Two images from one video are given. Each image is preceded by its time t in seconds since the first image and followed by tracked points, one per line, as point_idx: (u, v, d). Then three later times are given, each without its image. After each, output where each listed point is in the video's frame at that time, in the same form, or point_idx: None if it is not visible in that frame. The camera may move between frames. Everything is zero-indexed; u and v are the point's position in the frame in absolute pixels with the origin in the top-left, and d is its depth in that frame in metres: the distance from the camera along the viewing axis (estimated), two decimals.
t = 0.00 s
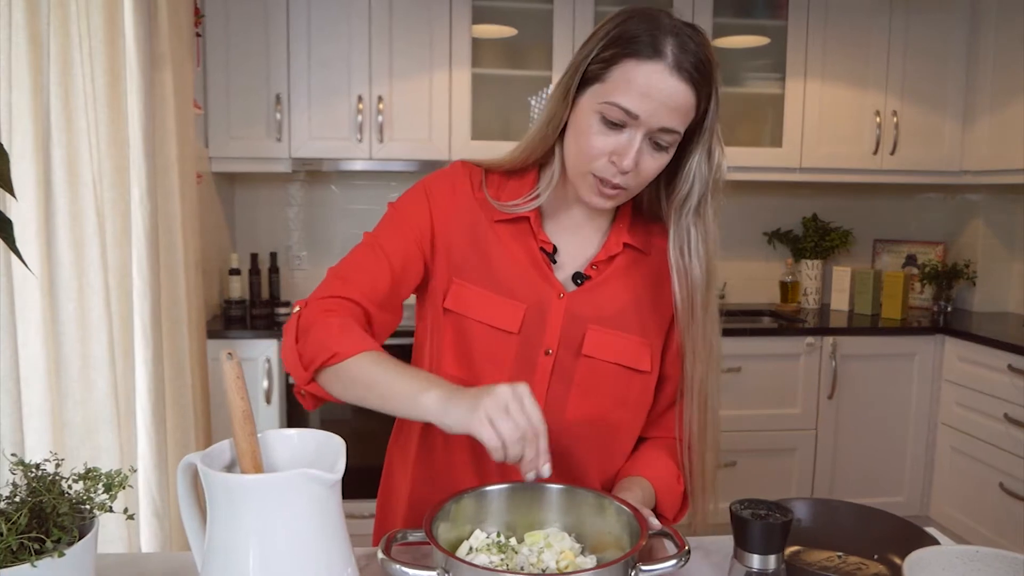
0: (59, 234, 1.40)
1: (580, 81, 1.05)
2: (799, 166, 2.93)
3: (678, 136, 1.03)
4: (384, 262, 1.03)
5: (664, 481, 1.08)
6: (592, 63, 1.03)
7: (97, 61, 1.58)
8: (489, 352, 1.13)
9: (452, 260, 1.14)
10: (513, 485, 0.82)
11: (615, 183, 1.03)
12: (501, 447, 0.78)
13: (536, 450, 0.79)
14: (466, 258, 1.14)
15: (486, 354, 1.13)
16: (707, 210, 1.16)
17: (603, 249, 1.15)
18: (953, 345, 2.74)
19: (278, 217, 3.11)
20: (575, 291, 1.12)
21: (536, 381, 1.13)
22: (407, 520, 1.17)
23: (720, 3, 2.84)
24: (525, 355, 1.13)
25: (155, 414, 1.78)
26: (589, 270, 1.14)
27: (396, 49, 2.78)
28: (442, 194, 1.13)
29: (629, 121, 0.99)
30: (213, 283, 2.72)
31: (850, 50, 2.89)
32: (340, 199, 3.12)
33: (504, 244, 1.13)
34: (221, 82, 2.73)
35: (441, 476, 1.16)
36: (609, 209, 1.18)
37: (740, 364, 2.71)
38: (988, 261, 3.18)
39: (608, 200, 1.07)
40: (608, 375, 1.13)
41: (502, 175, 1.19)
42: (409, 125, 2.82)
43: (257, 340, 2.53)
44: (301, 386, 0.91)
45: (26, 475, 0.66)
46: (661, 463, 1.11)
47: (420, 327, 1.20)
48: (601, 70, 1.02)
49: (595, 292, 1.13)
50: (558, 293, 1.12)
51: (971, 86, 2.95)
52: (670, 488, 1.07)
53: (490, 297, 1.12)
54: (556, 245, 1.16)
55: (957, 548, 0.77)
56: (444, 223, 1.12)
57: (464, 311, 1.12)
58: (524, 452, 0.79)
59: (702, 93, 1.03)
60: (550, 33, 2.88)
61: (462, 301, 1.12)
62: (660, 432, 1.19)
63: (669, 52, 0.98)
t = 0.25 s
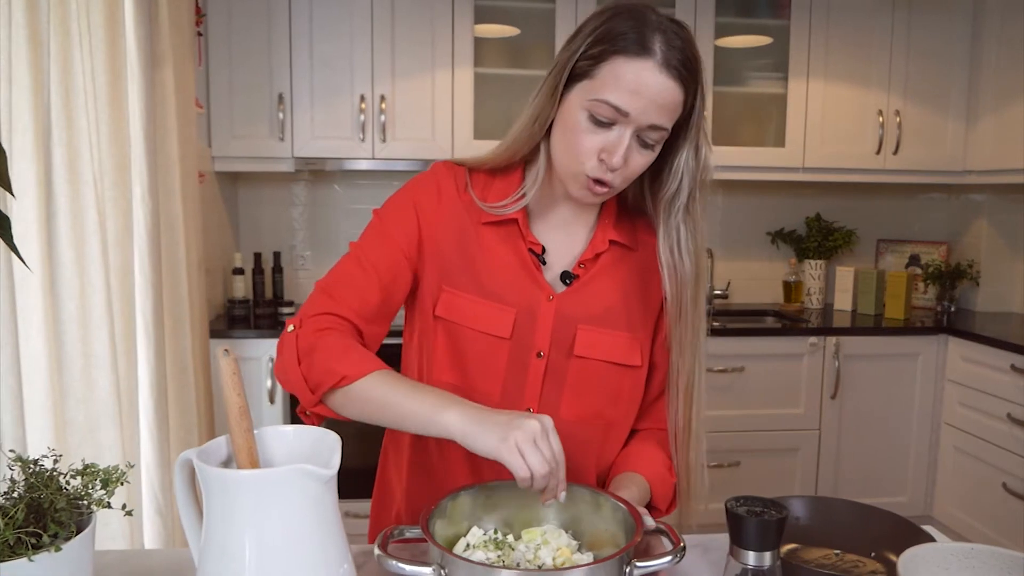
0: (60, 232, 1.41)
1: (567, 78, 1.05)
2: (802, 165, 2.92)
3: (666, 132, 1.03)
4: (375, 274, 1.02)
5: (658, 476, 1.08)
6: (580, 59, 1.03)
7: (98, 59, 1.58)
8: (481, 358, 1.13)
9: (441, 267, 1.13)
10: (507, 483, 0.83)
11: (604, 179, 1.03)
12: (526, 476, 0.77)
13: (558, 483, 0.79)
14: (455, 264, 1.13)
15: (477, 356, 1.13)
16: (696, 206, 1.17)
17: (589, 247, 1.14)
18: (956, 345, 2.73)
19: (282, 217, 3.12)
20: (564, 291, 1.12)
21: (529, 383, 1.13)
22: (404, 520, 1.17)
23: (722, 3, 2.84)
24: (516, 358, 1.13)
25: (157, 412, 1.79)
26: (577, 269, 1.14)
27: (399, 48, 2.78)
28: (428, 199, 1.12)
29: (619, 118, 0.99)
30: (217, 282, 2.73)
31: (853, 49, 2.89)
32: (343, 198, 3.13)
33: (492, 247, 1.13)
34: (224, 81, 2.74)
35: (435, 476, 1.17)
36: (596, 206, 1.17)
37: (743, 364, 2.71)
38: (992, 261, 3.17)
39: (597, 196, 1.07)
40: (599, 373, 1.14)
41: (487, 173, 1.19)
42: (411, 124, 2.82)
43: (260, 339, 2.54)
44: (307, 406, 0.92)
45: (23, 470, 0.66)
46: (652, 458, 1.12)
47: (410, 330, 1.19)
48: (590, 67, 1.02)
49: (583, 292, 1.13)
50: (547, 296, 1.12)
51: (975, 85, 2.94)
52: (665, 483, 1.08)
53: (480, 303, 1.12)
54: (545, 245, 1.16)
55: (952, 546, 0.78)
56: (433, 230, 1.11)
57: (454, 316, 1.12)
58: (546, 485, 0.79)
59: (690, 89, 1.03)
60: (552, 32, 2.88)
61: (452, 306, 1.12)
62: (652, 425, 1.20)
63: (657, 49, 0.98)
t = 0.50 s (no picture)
0: (62, 229, 1.41)
1: (554, 76, 1.05)
2: (805, 165, 2.92)
3: (653, 130, 1.03)
4: (375, 277, 1.02)
5: (654, 471, 1.09)
6: (568, 57, 1.03)
7: (100, 58, 1.59)
8: (477, 359, 1.13)
9: (435, 271, 1.13)
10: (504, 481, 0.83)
11: (593, 177, 1.03)
12: (507, 481, 0.73)
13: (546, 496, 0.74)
14: (450, 266, 1.13)
15: (473, 357, 1.13)
16: (680, 202, 1.18)
17: (580, 246, 1.15)
18: (960, 345, 2.73)
19: (285, 217, 3.12)
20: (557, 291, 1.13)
21: (525, 383, 1.13)
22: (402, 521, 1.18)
23: (725, 2, 2.83)
24: (511, 359, 1.13)
25: (160, 410, 1.80)
26: (568, 268, 1.15)
27: (401, 48, 2.79)
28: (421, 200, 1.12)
29: (607, 116, 0.99)
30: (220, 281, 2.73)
31: (856, 48, 2.88)
32: (347, 198, 3.14)
33: (485, 248, 1.13)
34: (227, 81, 2.74)
35: (431, 477, 1.17)
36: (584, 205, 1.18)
37: (746, 364, 2.70)
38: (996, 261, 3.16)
39: (585, 193, 1.07)
40: (594, 371, 1.14)
41: (476, 174, 1.19)
42: (414, 124, 2.83)
43: (263, 338, 2.54)
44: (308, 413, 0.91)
45: (22, 467, 0.67)
46: (647, 453, 1.12)
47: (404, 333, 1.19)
48: (577, 65, 1.02)
49: (575, 290, 1.13)
50: (541, 296, 1.12)
51: (979, 84, 2.93)
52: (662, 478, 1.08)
53: (476, 304, 1.12)
54: (537, 245, 1.16)
55: (947, 544, 0.79)
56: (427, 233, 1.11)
57: (450, 318, 1.12)
58: (528, 495, 0.74)
59: (677, 87, 1.04)
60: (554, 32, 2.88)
61: (448, 308, 1.12)
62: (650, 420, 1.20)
63: (644, 47, 0.98)
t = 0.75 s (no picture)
0: (66, 227, 1.42)
1: (553, 74, 1.05)
2: (809, 165, 2.91)
3: (651, 129, 1.03)
4: (355, 267, 1.02)
5: (653, 469, 1.09)
6: (566, 56, 1.03)
7: (103, 58, 1.60)
8: (474, 355, 1.13)
9: (433, 265, 1.13)
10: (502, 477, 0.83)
11: (591, 176, 1.03)
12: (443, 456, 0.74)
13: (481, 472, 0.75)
14: (448, 262, 1.13)
15: (470, 353, 1.13)
16: (681, 201, 1.18)
17: (579, 243, 1.15)
18: (963, 345, 2.72)
19: (289, 216, 3.13)
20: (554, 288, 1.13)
21: (522, 379, 1.14)
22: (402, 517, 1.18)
23: (729, 2, 2.83)
24: (509, 355, 1.13)
25: (163, 408, 1.80)
26: (567, 265, 1.15)
27: (404, 48, 2.79)
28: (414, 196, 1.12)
29: (605, 114, 0.99)
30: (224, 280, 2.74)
31: (860, 48, 2.87)
32: (350, 197, 3.14)
33: (483, 244, 1.13)
34: (231, 81, 2.75)
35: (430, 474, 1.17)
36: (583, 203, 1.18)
37: (748, 363, 2.70)
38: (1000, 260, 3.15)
39: (583, 192, 1.07)
40: (592, 368, 1.14)
41: (475, 171, 1.19)
42: (417, 124, 2.83)
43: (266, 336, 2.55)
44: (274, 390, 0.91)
45: (22, 462, 0.67)
46: (646, 451, 1.12)
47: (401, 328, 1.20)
48: (576, 64, 1.02)
49: (573, 286, 1.13)
50: (539, 293, 1.12)
51: (983, 83, 2.92)
52: (662, 478, 1.08)
53: (473, 301, 1.12)
54: (535, 242, 1.16)
55: (947, 542, 0.78)
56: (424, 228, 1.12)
57: (448, 315, 1.13)
58: (463, 471, 0.75)
59: (675, 86, 1.04)
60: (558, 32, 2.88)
61: (445, 304, 1.12)
62: (648, 417, 1.20)
63: (643, 46, 0.98)
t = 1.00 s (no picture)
0: (70, 226, 1.43)
1: (552, 74, 1.06)
2: (812, 164, 2.91)
3: (650, 126, 1.03)
4: (369, 279, 1.03)
5: (653, 467, 1.09)
6: (564, 55, 1.04)
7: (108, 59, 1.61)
8: (474, 355, 1.14)
9: (432, 267, 1.14)
10: (502, 475, 0.83)
11: (590, 174, 1.04)
12: (504, 443, 0.77)
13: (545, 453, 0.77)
14: (447, 263, 1.14)
15: (470, 353, 1.14)
16: (680, 199, 1.18)
17: (578, 241, 1.15)
18: (966, 345, 2.71)
19: (292, 214, 3.14)
20: (553, 287, 1.13)
21: (522, 378, 1.14)
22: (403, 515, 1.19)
23: (732, 2, 2.82)
24: (508, 355, 1.14)
25: (166, 406, 1.82)
26: (565, 264, 1.15)
27: (408, 48, 2.80)
28: (415, 199, 1.13)
29: (603, 113, 1.00)
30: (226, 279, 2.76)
31: (864, 48, 2.87)
32: (353, 196, 3.15)
33: (482, 244, 1.14)
34: (235, 81, 2.76)
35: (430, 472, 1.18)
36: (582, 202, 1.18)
37: (750, 363, 2.70)
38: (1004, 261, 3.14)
39: (583, 190, 1.07)
40: (591, 366, 1.14)
41: (474, 172, 1.20)
42: (420, 124, 2.84)
43: (268, 335, 2.56)
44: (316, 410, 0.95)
45: (25, 458, 0.68)
46: (645, 450, 1.12)
47: (403, 330, 1.20)
48: (574, 63, 1.02)
49: (571, 285, 1.14)
50: (538, 292, 1.13)
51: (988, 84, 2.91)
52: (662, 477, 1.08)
53: (472, 302, 1.13)
54: (534, 241, 1.17)
55: (947, 542, 0.77)
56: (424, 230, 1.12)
57: (447, 315, 1.13)
58: (527, 455, 0.77)
59: (672, 83, 1.04)
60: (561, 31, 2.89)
61: (444, 304, 1.13)
62: (647, 414, 1.20)
63: (640, 45, 0.99)
